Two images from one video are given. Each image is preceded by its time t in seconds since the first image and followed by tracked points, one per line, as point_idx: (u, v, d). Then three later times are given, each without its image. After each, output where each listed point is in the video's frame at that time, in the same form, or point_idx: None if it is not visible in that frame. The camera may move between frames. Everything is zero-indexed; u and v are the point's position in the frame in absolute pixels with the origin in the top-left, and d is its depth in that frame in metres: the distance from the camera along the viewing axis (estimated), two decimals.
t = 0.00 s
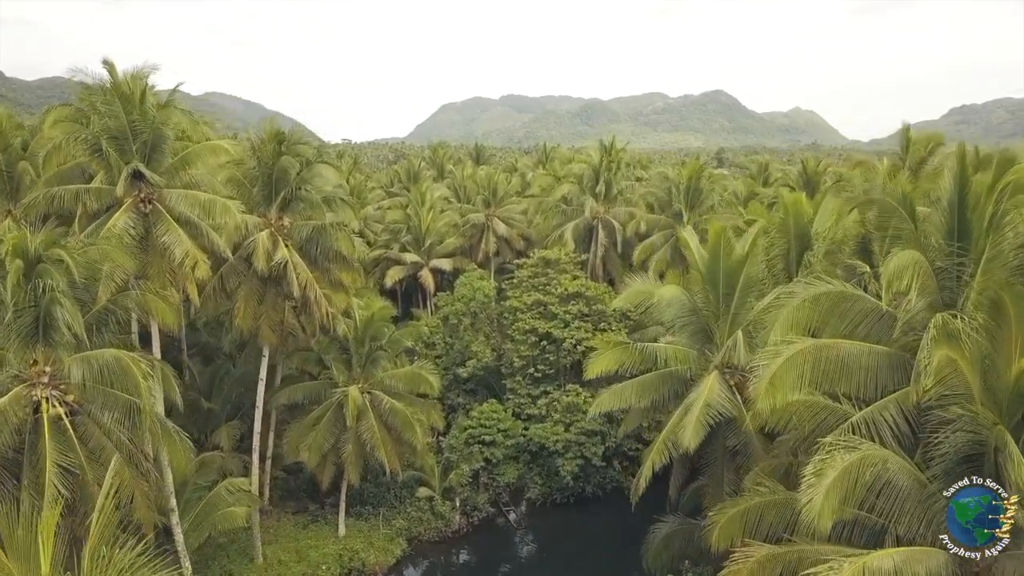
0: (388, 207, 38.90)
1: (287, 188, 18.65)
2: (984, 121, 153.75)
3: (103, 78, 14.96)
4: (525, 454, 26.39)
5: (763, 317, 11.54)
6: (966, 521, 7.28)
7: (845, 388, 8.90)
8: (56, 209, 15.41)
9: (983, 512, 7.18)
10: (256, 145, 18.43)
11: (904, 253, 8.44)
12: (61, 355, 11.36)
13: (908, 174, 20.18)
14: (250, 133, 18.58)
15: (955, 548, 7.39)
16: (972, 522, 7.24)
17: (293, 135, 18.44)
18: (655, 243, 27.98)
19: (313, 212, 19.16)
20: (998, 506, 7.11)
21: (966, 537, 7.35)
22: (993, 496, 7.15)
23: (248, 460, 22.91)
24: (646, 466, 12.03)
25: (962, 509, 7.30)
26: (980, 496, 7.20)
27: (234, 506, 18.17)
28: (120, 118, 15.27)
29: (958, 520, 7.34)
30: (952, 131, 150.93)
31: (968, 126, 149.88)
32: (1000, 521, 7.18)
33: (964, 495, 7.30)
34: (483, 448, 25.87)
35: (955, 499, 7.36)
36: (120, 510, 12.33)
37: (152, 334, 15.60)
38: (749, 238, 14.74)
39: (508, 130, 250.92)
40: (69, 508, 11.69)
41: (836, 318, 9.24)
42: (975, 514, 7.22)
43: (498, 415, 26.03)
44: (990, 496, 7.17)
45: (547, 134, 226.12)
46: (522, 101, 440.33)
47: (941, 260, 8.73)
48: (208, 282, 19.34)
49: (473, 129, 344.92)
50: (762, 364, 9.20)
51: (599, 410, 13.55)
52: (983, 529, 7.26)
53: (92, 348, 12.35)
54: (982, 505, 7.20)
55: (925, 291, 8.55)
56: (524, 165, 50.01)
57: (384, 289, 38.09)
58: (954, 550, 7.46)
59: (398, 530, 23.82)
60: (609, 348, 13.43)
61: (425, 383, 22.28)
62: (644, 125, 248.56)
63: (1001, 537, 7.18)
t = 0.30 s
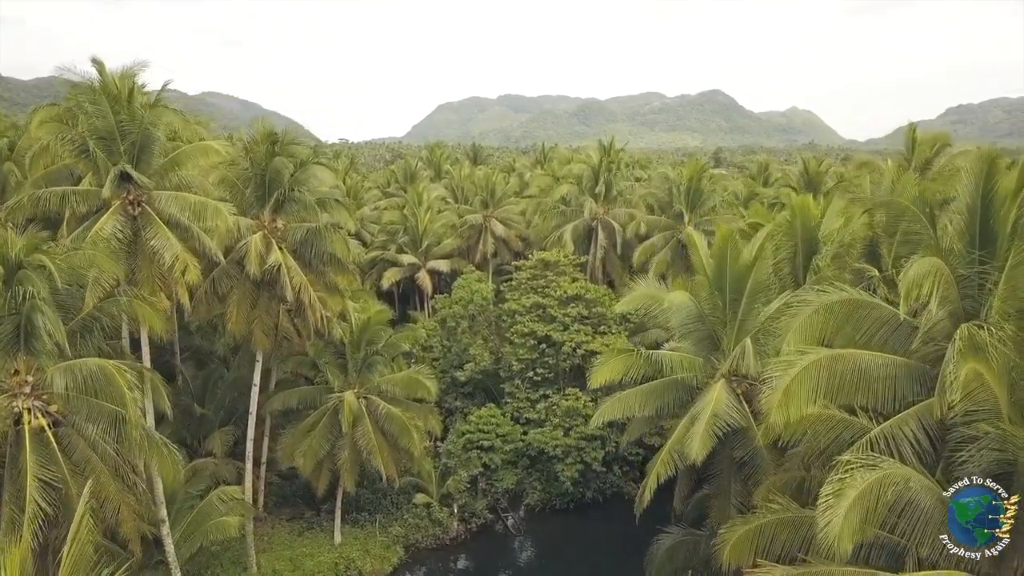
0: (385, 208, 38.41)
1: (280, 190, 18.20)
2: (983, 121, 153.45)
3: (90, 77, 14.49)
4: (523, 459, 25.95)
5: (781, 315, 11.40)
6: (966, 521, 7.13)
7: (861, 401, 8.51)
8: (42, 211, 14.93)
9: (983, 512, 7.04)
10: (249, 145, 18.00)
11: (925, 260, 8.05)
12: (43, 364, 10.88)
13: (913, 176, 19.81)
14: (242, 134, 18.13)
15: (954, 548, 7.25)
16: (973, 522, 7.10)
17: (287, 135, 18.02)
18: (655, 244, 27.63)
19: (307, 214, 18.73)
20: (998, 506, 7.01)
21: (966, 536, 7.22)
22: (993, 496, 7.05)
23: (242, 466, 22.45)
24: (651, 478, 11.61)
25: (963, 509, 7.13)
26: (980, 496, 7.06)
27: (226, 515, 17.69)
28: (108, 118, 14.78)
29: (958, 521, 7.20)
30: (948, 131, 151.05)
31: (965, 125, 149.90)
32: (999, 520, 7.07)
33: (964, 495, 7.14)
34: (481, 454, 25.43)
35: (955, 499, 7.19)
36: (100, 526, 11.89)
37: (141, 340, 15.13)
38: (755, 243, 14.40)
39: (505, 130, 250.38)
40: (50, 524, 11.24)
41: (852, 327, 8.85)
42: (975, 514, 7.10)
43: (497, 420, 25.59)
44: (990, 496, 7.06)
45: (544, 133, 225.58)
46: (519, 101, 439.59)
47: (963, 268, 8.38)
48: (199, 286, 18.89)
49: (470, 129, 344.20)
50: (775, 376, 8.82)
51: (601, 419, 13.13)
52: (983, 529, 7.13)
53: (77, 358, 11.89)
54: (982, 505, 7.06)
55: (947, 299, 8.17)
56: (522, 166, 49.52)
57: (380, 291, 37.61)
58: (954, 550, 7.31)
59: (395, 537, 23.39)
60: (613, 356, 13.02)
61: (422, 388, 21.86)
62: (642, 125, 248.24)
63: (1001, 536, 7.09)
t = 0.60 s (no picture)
0: (382, 208, 37.95)
1: (274, 192, 17.79)
2: (980, 121, 153.41)
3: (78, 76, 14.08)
4: (522, 464, 25.53)
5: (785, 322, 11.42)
6: (966, 521, 7.08)
7: (879, 413, 8.15)
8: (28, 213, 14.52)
9: (983, 512, 7.00)
10: (242, 146, 17.58)
11: (946, 266, 7.69)
12: (25, 374, 10.46)
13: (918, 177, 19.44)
14: (235, 134, 17.73)
15: (954, 547, 7.22)
16: (972, 522, 7.05)
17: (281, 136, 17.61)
18: (655, 246, 27.28)
19: (301, 216, 18.32)
20: (999, 506, 6.96)
21: (966, 536, 7.19)
22: (994, 496, 6.99)
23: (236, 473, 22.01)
24: (656, 489, 11.22)
25: (962, 509, 7.09)
26: (979, 496, 7.03)
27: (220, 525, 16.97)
28: (96, 118, 14.36)
29: (958, 521, 7.14)
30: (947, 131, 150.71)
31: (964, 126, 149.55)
32: (1000, 521, 7.01)
33: (964, 495, 7.10)
34: (480, 459, 24.99)
35: (955, 499, 7.15)
36: (83, 538, 11.45)
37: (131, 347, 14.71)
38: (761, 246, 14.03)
39: (503, 130, 249.83)
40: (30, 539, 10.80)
41: (868, 335, 8.48)
42: (975, 514, 7.04)
43: (495, 424, 25.18)
44: (990, 496, 7.01)
45: (541, 133, 224.94)
46: (516, 100, 438.79)
47: (985, 275, 8.04)
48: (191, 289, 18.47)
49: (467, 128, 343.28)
50: (789, 387, 8.45)
51: (604, 428, 12.75)
52: (983, 528, 7.09)
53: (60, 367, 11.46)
54: (982, 505, 7.03)
55: (968, 308, 7.80)
56: (520, 166, 49.06)
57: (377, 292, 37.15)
58: (954, 550, 7.27)
59: (392, 544, 22.98)
60: (617, 364, 12.64)
61: (420, 392, 21.47)
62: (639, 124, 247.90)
63: (1001, 536, 7.05)
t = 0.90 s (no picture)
0: (379, 210, 37.57)
1: (268, 193, 17.40)
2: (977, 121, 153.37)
3: (65, 74, 13.67)
4: (520, 468, 25.15)
5: (792, 330, 11.46)
6: (966, 522, 6.98)
7: (894, 427, 7.82)
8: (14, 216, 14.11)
9: (983, 512, 6.95)
10: (236, 146, 17.20)
11: (966, 273, 7.35)
12: (5, 384, 10.01)
13: (923, 178, 19.14)
14: (228, 134, 17.35)
15: (954, 548, 7.06)
16: (973, 522, 6.97)
17: (275, 136, 17.24)
18: (655, 247, 26.97)
19: (295, 218, 17.92)
20: (999, 506, 6.94)
21: (966, 537, 7.08)
22: (994, 496, 6.97)
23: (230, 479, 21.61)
24: (661, 501, 10.85)
25: (963, 509, 6.99)
26: (980, 496, 6.98)
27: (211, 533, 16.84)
28: (84, 118, 13.94)
29: (958, 521, 7.03)
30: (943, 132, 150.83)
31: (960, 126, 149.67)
32: (999, 521, 6.99)
33: (964, 495, 7.02)
34: (477, 464, 24.56)
35: (956, 499, 7.06)
36: (66, 554, 11.01)
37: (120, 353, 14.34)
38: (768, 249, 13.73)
39: (500, 130, 249.39)
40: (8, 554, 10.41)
41: (883, 344, 8.15)
42: (976, 514, 6.96)
43: (493, 428, 24.76)
44: (990, 495, 6.98)
45: (539, 132, 224.52)
46: (513, 100, 438.13)
47: (1007, 282, 7.74)
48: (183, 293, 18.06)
49: (464, 128, 342.64)
50: (802, 399, 8.10)
51: (606, 437, 12.39)
52: (983, 528, 7.03)
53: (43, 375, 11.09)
54: (982, 505, 6.98)
55: (989, 316, 7.46)
56: (518, 166, 48.69)
57: (374, 294, 36.74)
58: (954, 551, 7.14)
59: (389, 551, 22.61)
60: (621, 372, 12.26)
61: (417, 396, 21.11)
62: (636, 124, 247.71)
63: (1000, 536, 7.01)
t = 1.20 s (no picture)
0: (375, 210, 37.18)
1: (260, 194, 17.02)
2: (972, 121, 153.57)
3: (51, 73, 13.27)
4: (518, 473, 24.79)
5: (798, 337, 11.29)
6: (966, 521, 6.87)
7: (909, 441, 7.54)
8: None
9: (983, 512, 6.85)
10: (228, 147, 16.83)
11: (986, 280, 7.05)
12: None
13: (927, 179, 18.85)
14: (219, 134, 16.98)
15: (956, 549, 6.83)
16: (973, 522, 6.85)
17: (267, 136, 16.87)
18: (654, 248, 26.68)
19: (288, 220, 17.56)
20: (999, 505, 6.88)
21: (966, 538, 6.89)
22: (993, 496, 6.91)
23: (223, 485, 21.21)
24: (665, 513, 10.51)
25: (962, 509, 6.91)
26: (980, 495, 6.91)
27: (203, 543, 16.24)
28: (69, 118, 13.54)
29: (956, 520, 6.91)
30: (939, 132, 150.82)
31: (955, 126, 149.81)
32: (999, 521, 6.89)
33: (964, 495, 6.94)
34: (474, 468, 24.17)
35: (955, 499, 6.98)
36: (50, 568, 10.65)
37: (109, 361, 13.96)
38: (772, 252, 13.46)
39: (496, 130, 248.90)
40: None
41: (898, 353, 7.85)
42: (975, 514, 6.86)
43: (490, 432, 24.39)
44: (990, 495, 6.91)
45: (535, 132, 224.19)
46: (509, 99, 437.74)
47: None
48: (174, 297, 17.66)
49: (459, 128, 341.71)
50: (814, 410, 7.81)
51: (607, 446, 12.05)
52: (983, 529, 6.89)
53: (25, 384, 10.75)
54: (982, 505, 6.89)
55: (1010, 325, 7.16)
56: (515, 166, 48.30)
57: (369, 295, 36.35)
58: (953, 551, 6.85)
59: (385, 558, 22.25)
60: (624, 380, 11.92)
61: (413, 401, 20.75)
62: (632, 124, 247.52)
63: (1001, 537, 6.87)
